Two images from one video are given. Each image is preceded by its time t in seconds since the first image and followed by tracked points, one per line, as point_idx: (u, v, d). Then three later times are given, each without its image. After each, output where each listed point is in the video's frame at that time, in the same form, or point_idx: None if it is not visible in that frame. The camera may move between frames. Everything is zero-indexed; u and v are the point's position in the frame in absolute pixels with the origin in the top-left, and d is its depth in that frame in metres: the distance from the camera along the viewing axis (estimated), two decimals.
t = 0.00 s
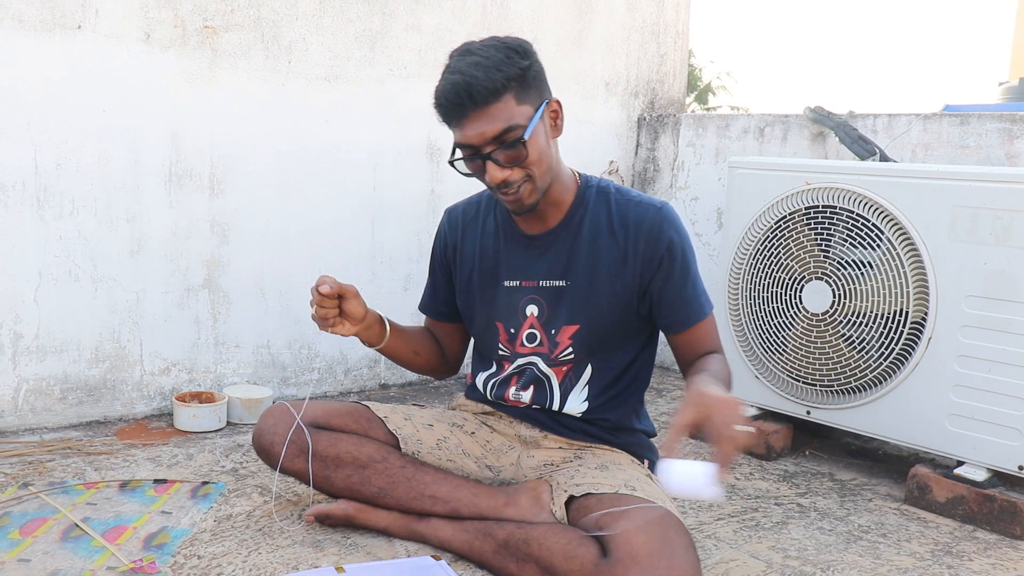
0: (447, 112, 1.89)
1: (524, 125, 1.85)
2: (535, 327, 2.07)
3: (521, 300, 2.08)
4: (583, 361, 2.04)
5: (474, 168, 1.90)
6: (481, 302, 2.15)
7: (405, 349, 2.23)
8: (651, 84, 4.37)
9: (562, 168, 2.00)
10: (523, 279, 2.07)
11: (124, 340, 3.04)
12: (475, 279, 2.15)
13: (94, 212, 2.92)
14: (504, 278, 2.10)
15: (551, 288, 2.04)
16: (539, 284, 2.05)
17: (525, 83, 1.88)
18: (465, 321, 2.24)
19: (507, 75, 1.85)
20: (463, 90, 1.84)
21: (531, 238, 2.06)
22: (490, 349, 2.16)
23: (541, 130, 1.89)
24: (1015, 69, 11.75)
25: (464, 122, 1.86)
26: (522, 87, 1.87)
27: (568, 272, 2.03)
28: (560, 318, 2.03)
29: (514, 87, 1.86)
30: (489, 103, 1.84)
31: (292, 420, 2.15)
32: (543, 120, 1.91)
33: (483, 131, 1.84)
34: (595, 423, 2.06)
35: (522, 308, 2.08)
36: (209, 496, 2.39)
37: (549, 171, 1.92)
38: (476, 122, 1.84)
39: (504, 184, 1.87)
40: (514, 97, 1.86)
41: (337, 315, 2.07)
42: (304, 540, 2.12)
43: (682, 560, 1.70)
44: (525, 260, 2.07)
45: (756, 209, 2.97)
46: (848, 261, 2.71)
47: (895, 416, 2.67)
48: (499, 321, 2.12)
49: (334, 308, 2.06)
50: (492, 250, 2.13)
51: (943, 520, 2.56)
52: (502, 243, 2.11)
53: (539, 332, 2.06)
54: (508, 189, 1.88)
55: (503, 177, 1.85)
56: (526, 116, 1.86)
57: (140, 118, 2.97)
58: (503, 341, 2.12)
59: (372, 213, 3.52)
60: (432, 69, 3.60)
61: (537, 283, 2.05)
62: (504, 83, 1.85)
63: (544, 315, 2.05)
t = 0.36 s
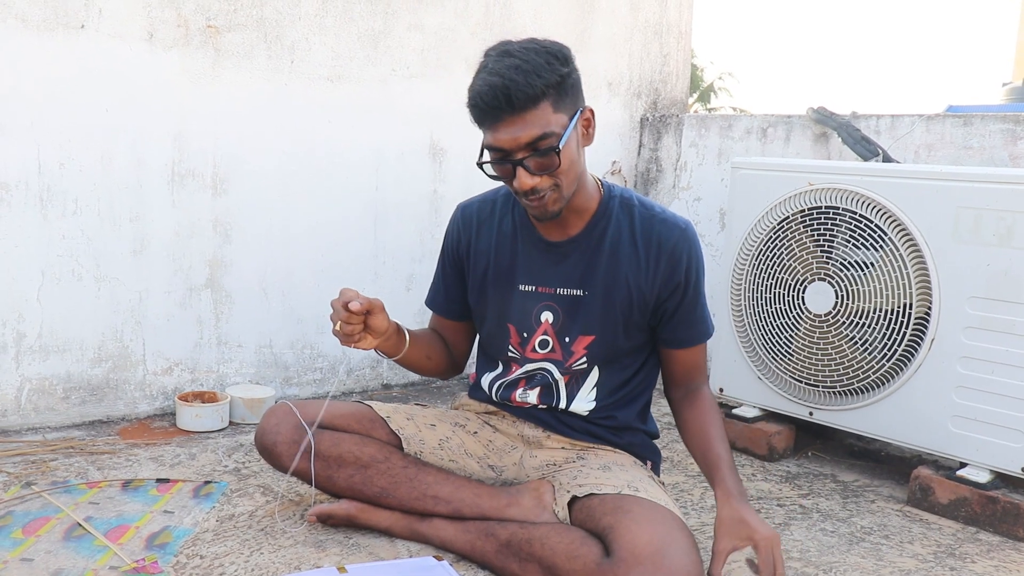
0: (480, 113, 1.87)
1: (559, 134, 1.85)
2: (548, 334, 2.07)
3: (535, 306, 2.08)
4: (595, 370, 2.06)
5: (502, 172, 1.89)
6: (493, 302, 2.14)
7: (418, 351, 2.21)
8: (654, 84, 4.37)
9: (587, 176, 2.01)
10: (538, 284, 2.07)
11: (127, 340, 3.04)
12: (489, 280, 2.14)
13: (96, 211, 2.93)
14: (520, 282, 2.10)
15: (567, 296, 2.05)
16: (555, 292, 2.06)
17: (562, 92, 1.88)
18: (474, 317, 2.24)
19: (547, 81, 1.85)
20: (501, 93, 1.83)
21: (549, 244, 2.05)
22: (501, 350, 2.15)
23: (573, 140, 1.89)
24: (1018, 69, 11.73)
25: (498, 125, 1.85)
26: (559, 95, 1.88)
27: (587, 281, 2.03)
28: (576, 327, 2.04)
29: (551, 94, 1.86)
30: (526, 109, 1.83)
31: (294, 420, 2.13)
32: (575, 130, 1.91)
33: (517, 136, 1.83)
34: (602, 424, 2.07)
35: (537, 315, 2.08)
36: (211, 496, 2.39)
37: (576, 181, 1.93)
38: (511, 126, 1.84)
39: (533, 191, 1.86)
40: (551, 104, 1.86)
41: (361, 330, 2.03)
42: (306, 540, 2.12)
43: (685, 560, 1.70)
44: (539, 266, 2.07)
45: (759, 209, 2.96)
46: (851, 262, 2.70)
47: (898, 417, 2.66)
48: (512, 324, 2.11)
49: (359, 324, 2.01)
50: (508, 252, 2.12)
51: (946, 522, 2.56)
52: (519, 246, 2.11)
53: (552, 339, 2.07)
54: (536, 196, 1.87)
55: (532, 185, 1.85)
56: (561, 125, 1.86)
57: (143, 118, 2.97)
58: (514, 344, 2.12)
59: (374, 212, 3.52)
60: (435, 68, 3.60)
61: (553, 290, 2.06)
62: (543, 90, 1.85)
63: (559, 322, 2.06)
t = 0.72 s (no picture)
0: (501, 67, 1.99)
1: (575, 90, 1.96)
2: (550, 338, 2.07)
3: (537, 310, 2.07)
4: (597, 374, 2.06)
5: (517, 123, 1.97)
6: (493, 305, 2.14)
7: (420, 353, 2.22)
8: (653, 89, 4.38)
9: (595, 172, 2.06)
10: (540, 288, 2.07)
11: (128, 345, 3.05)
12: (490, 283, 2.14)
13: (97, 217, 2.94)
14: (521, 287, 2.10)
15: (569, 301, 2.04)
16: (557, 297, 2.05)
17: (582, 67, 2.02)
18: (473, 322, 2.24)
19: (569, 47, 1.99)
20: (527, 43, 1.97)
21: (551, 247, 2.06)
22: (502, 354, 2.15)
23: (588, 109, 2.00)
24: (1018, 72, 11.75)
25: (519, 77, 1.97)
26: (579, 66, 2.02)
27: (589, 285, 2.04)
28: (578, 332, 2.04)
29: (571, 61, 2.00)
30: (547, 62, 1.96)
31: (294, 426, 2.13)
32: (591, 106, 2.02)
33: (536, 81, 1.94)
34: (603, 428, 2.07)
35: (538, 320, 2.07)
36: (211, 501, 2.39)
37: (586, 151, 1.99)
38: (531, 72, 1.96)
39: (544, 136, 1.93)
40: (572, 68, 1.99)
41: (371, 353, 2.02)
42: (307, 545, 2.13)
43: (683, 564, 1.70)
44: (541, 270, 2.07)
45: (758, 213, 2.97)
46: (851, 265, 2.71)
47: (898, 420, 2.66)
48: (514, 328, 2.11)
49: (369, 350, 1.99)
50: (509, 257, 2.12)
51: (946, 525, 2.56)
52: (520, 250, 2.11)
53: (553, 344, 2.06)
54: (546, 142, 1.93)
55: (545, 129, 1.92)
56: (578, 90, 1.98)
57: (144, 124, 2.98)
58: (516, 348, 2.12)
59: (375, 217, 3.53)
60: (434, 73, 3.61)
61: (555, 294, 2.05)
62: (565, 54, 1.99)
63: (561, 327, 2.05)
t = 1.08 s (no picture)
0: (475, 134, 1.90)
1: (548, 160, 1.86)
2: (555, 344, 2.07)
3: (542, 318, 2.08)
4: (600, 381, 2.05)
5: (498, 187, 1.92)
6: (501, 313, 2.16)
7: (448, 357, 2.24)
8: (658, 99, 4.39)
9: (592, 192, 2.01)
10: (545, 296, 2.08)
11: (133, 354, 3.05)
12: (499, 291, 2.16)
13: (102, 225, 2.94)
14: (528, 295, 2.11)
15: (574, 308, 2.05)
16: (562, 303, 2.06)
17: (557, 117, 1.88)
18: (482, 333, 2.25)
19: (539, 106, 1.85)
20: (493, 115, 1.85)
21: (556, 257, 2.06)
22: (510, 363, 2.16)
23: (568, 161, 1.90)
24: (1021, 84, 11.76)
25: (491, 146, 1.88)
26: (553, 117, 1.88)
27: (594, 292, 2.03)
28: (582, 338, 2.04)
29: (544, 117, 1.86)
30: (517, 132, 1.85)
31: (299, 435, 2.11)
32: (572, 151, 1.91)
33: (507, 159, 1.85)
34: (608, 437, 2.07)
35: (543, 327, 2.08)
36: (215, 511, 2.39)
37: (573, 201, 1.93)
38: (502, 147, 1.86)
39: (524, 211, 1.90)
40: (545, 127, 1.86)
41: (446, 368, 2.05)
42: (310, 555, 2.13)
43: None
44: (546, 277, 2.08)
45: (763, 224, 2.97)
46: (856, 276, 2.71)
47: (903, 431, 2.66)
48: (521, 336, 2.12)
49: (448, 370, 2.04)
50: (517, 266, 2.14)
51: (952, 537, 2.54)
52: (527, 259, 2.12)
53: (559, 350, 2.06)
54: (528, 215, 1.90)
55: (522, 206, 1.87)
56: (553, 149, 1.87)
57: (150, 134, 3.00)
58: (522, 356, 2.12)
59: (379, 227, 3.54)
60: (439, 84, 3.63)
61: (560, 301, 2.06)
62: (535, 114, 1.85)
63: (566, 334, 2.06)
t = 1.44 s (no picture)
0: (472, 124, 1.89)
1: (545, 149, 1.85)
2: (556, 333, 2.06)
3: (543, 307, 2.07)
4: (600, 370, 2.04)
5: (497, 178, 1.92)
6: (502, 302, 2.16)
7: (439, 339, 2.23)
8: (663, 86, 4.37)
9: (590, 180, 2.00)
10: (546, 285, 2.08)
11: (139, 343, 3.06)
12: (501, 281, 2.16)
13: (107, 215, 2.94)
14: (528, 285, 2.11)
15: (574, 297, 2.04)
16: (563, 292, 2.05)
17: (553, 105, 1.87)
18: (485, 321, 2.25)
19: (534, 96, 1.84)
20: (489, 106, 1.84)
21: (556, 246, 2.06)
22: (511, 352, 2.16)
23: (564, 150, 1.88)
24: None
25: (487, 136, 1.87)
26: (549, 106, 1.86)
27: (593, 281, 2.02)
28: (582, 328, 2.03)
29: (539, 107, 1.85)
30: (514, 122, 1.83)
31: (305, 424, 2.12)
32: (568, 139, 1.90)
33: (504, 150, 1.84)
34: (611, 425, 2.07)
35: (544, 316, 2.07)
36: (222, 499, 2.40)
37: (571, 189, 1.92)
38: (499, 137, 1.85)
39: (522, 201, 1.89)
40: (540, 116, 1.85)
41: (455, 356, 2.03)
42: (317, 542, 2.13)
43: (695, 563, 1.69)
44: (548, 266, 2.08)
45: (770, 211, 2.96)
46: (863, 262, 2.69)
47: (910, 419, 2.65)
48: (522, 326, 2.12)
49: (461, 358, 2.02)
50: (518, 256, 2.13)
51: (959, 524, 2.54)
52: (528, 248, 2.12)
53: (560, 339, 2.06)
54: (526, 204, 1.90)
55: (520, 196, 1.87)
56: (549, 138, 1.86)
57: (154, 123, 2.99)
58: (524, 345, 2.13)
59: (385, 216, 3.53)
60: (444, 72, 3.61)
61: (561, 291, 2.05)
62: (530, 104, 1.83)
63: (566, 323, 2.05)
